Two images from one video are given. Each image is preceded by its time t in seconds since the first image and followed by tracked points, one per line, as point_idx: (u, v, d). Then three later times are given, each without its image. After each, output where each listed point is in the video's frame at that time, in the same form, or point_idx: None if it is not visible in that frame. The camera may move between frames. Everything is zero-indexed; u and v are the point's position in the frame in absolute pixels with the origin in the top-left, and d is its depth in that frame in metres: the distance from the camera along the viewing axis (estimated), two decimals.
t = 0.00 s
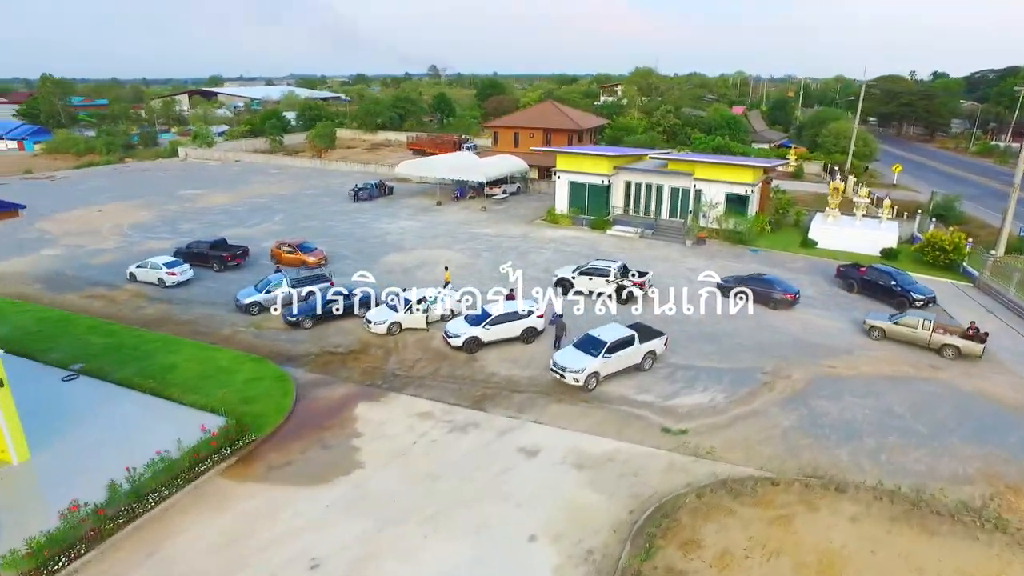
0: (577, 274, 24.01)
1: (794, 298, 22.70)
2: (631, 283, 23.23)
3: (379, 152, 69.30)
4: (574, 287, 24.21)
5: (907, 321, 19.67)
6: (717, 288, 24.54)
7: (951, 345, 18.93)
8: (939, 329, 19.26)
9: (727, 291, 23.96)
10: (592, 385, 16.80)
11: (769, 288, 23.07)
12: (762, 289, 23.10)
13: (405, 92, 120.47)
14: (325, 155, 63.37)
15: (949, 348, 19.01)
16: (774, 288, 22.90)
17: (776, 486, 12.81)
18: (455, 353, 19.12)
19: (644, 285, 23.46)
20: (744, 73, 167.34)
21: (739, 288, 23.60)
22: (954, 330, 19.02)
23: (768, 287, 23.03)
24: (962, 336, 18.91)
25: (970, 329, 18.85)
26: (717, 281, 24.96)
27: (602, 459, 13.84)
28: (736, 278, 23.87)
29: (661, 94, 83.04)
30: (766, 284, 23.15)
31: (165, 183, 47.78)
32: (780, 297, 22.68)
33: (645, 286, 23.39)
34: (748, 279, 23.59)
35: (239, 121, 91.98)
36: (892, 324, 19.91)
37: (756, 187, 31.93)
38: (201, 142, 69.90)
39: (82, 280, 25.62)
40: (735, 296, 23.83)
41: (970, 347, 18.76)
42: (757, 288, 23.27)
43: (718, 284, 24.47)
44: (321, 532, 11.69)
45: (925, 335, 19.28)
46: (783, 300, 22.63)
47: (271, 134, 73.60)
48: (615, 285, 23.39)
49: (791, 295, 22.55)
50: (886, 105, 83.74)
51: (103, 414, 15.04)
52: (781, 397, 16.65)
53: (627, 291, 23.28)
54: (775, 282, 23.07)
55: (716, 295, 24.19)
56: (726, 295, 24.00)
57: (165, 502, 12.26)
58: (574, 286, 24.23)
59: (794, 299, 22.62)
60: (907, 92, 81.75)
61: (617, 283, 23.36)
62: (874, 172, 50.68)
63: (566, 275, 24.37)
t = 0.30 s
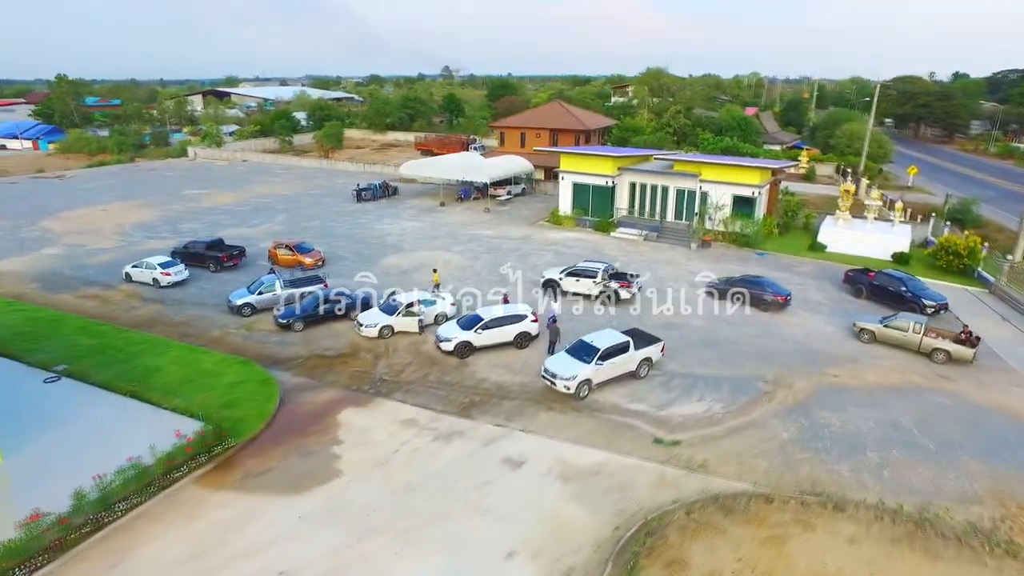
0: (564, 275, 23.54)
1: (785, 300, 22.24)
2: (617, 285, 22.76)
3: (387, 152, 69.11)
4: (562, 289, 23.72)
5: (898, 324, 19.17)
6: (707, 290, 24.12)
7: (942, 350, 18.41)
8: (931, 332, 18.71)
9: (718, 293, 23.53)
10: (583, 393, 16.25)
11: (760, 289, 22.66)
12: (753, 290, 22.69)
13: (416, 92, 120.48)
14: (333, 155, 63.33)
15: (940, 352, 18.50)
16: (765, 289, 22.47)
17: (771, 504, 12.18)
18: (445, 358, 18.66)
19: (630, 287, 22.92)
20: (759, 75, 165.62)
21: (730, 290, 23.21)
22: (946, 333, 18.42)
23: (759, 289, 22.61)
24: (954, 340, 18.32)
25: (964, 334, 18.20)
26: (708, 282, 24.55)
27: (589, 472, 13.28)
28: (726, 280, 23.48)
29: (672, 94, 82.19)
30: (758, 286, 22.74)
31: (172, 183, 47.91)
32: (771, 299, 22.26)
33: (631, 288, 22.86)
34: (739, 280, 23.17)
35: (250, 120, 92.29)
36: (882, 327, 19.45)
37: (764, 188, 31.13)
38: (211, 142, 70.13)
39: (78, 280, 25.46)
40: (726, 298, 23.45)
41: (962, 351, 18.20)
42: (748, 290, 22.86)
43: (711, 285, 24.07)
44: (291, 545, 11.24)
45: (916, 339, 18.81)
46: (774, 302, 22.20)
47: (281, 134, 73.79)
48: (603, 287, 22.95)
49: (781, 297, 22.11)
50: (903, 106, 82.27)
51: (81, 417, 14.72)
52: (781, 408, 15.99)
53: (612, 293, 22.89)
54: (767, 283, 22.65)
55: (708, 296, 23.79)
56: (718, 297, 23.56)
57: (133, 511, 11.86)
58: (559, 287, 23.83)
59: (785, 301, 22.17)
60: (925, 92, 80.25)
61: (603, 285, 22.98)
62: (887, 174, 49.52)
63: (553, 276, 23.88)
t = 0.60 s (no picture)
0: (550, 276, 23.18)
1: (776, 302, 21.82)
2: (603, 287, 22.28)
3: (394, 153, 68.91)
4: (549, 290, 23.45)
5: (887, 325, 18.88)
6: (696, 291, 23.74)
7: (931, 353, 18.07)
8: (921, 335, 18.42)
9: (707, 294, 23.13)
10: (576, 401, 15.73)
11: (751, 291, 22.26)
12: (744, 291, 22.30)
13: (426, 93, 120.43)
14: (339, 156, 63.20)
15: (928, 356, 18.16)
16: (756, 290, 22.09)
17: (765, 520, 11.60)
18: (436, 363, 18.23)
19: (617, 289, 22.38)
20: (773, 76, 164.01)
21: (719, 292, 22.83)
22: (937, 337, 18.22)
23: (750, 291, 22.23)
24: (944, 344, 18.02)
25: (954, 338, 17.97)
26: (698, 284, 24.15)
27: (576, 483, 12.76)
28: (716, 283, 23.13)
29: (683, 95, 81.33)
30: (748, 287, 22.37)
31: (177, 183, 47.95)
32: (762, 300, 21.86)
33: (617, 291, 22.31)
34: (729, 282, 22.81)
35: (260, 121, 92.50)
36: (872, 329, 19.16)
37: (771, 191, 30.44)
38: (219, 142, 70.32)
39: (74, 280, 25.34)
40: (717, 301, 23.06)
41: (951, 355, 17.84)
42: (739, 291, 22.47)
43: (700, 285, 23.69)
44: (261, 557, 10.83)
45: (905, 342, 18.52)
46: (764, 304, 21.78)
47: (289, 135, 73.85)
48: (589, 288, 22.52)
49: (772, 299, 21.66)
50: (920, 107, 80.86)
51: (59, 421, 14.44)
52: (780, 418, 15.38)
53: (598, 295, 22.37)
54: (758, 285, 22.28)
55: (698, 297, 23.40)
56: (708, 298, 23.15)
57: (103, 519, 11.52)
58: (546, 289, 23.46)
59: (776, 303, 21.74)
60: (942, 94, 78.80)
61: (589, 287, 22.59)
62: (901, 177, 48.44)
63: (539, 276, 23.46)
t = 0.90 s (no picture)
0: (532, 276, 22.94)
1: (760, 302, 21.64)
2: (584, 287, 22.00)
3: (396, 154, 68.61)
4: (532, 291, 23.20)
5: (871, 325, 18.71)
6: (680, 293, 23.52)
7: (914, 353, 17.87)
8: (906, 335, 18.22)
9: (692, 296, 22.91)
10: (564, 406, 15.30)
11: (735, 291, 22.02)
12: (727, 292, 22.07)
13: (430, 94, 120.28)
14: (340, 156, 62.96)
15: (912, 356, 17.96)
16: (740, 291, 21.83)
17: (755, 534, 11.14)
18: (423, 367, 17.85)
19: (598, 289, 22.10)
20: (779, 78, 163.12)
21: (702, 293, 22.59)
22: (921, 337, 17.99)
23: (733, 291, 21.97)
24: (927, 344, 17.83)
25: (938, 339, 17.74)
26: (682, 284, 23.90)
27: (560, 493, 12.32)
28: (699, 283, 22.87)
29: (688, 96, 80.73)
30: (731, 287, 22.12)
31: (176, 184, 47.77)
32: (746, 301, 21.64)
33: (598, 291, 22.03)
34: (711, 282, 22.55)
35: (263, 121, 92.45)
36: (856, 328, 18.97)
37: (772, 192, 29.93)
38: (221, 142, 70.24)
39: (64, 280, 25.09)
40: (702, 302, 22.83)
41: (935, 355, 17.66)
42: (722, 292, 22.23)
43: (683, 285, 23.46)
44: (229, 570, 10.44)
45: (888, 342, 18.32)
46: (748, 304, 21.58)
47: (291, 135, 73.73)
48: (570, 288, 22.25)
49: (756, 299, 21.47)
50: (927, 108, 80.01)
51: (32, 425, 14.16)
52: (774, 425, 14.90)
53: (579, 294, 22.08)
54: (740, 285, 22.03)
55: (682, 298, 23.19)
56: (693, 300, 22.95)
57: (66, 530, 11.22)
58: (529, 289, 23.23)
59: (760, 302, 21.54)
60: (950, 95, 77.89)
61: (571, 286, 22.31)
62: (906, 178, 47.77)
63: (521, 276, 23.23)
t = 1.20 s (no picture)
0: (514, 277, 22.78)
1: (743, 302, 21.49)
2: (564, 287, 21.74)
3: (395, 155, 68.34)
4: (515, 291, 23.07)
5: (854, 325, 18.60)
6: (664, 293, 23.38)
7: (896, 353, 17.75)
8: (888, 335, 18.15)
9: (675, 296, 22.77)
10: (551, 413, 14.89)
11: (718, 291, 21.87)
12: (711, 292, 21.92)
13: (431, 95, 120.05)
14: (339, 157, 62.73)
15: (895, 356, 17.82)
16: (722, 291, 21.70)
17: (745, 549, 10.71)
18: (411, 371, 17.48)
19: (579, 289, 21.79)
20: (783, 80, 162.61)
21: (685, 293, 22.45)
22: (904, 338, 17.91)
23: (716, 291, 21.82)
24: (910, 344, 17.75)
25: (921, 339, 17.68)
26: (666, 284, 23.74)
27: (545, 505, 11.92)
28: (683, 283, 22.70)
29: (689, 97, 80.31)
30: (713, 287, 21.98)
31: (173, 185, 47.51)
32: (729, 301, 21.51)
33: (579, 291, 21.72)
34: (695, 282, 22.39)
35: (263, 122, 92.29)
36: (840, 329, 18.90)
37: (770, 194, 29.52)
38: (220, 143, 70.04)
39: (53, 282, 24.77)
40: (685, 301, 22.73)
41: (917, 355, 17.53)
42: (705, 292, 22.08)
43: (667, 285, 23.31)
44: None
45: (870, 341, 18.21)
46: (731, 304, 21.45)
47: (291, 136, 73.50)
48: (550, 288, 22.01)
49: (739, 299, 21.33)
50: (930, 109, 79.47)
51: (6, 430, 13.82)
52: (768, 433, 14.48)
53: (559, 295, 21.83)
54: (723, 284, 21.88)
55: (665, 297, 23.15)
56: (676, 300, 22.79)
57: (33, 540, 10.86)
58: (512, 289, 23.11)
59: (743, 303, 21.41)
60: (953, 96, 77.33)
61: (551, 287, 22.06)
62: (908, 179, 47.25)
63: (504, 276, 23.09)
